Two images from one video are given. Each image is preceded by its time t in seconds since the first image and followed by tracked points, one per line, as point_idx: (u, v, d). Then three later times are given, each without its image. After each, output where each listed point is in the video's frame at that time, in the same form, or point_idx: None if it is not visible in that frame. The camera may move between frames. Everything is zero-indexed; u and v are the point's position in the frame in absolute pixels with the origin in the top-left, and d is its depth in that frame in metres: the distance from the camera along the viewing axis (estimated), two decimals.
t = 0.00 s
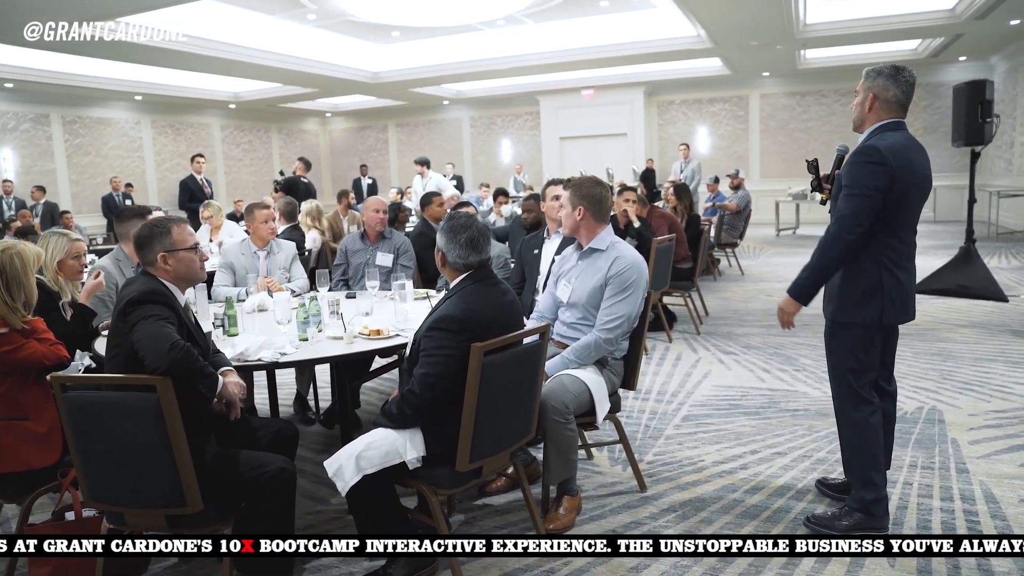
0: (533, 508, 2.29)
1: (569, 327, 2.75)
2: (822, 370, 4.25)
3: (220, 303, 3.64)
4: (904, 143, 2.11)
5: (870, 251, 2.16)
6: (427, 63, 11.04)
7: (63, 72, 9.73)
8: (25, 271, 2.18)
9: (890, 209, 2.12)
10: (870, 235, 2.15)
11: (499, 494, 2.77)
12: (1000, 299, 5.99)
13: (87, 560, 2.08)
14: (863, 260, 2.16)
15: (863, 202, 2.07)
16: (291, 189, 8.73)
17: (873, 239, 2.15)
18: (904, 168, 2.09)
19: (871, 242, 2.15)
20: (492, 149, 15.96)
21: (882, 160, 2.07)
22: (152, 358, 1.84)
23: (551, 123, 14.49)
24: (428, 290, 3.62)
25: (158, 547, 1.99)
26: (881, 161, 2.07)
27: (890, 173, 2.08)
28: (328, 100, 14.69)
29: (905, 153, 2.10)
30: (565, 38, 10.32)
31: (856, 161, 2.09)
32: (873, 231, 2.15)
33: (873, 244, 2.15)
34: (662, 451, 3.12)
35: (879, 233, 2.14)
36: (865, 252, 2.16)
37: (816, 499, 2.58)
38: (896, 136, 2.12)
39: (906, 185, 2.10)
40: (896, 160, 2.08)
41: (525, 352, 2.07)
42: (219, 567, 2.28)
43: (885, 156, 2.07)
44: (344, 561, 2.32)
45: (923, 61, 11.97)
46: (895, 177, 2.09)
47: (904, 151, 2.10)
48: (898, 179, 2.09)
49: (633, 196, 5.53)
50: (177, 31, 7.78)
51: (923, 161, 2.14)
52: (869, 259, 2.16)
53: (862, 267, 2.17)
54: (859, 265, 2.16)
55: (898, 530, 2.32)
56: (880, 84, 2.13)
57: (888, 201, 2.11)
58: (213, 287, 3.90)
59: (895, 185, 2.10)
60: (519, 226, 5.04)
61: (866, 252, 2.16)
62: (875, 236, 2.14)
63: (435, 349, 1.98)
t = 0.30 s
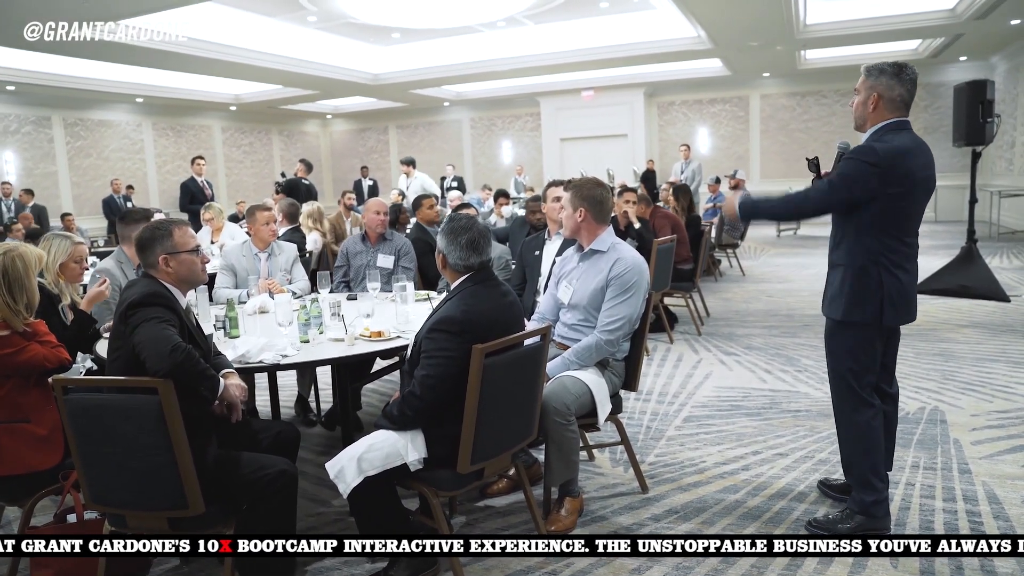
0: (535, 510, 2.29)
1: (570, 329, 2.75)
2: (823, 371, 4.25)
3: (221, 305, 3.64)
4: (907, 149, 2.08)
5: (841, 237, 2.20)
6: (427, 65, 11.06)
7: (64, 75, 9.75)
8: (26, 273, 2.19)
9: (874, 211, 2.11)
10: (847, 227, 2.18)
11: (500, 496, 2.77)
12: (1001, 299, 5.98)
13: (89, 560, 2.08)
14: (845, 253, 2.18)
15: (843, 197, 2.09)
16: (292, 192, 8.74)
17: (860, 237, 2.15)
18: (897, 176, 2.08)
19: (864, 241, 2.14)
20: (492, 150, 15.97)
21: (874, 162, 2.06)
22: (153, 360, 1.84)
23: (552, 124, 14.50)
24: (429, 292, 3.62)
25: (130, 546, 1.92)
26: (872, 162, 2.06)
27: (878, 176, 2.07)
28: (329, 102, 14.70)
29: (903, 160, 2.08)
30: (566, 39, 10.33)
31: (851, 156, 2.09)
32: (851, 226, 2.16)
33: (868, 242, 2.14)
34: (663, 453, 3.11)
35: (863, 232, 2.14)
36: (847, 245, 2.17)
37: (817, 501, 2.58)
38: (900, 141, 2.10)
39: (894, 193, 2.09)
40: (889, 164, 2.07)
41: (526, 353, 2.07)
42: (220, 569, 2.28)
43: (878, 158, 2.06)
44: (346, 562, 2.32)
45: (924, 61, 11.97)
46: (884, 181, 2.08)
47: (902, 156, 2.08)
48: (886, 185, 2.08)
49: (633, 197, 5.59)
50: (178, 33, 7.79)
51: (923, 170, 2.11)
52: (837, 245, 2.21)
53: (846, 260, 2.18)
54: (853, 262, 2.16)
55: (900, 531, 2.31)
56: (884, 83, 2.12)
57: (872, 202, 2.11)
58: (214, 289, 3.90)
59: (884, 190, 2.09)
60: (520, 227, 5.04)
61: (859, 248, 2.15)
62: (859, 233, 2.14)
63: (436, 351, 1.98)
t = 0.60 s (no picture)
0: (536, 511, 2.29)
1: (572, 331, 2.75)
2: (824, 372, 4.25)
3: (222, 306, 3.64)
4: (899, 156, 2.05)
5: (829, 227, 2.22)
6: (428, 67, 11.07)
7: (66, 77, 9.77)
8: (28, 271, 2.20)
9: (854, 207, 2.11)
10: (835, 219, 2.18)
11: (501, 498, 2.77)
12: (1001, 300, 5.98)
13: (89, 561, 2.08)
14: (829, 242, 2.20)
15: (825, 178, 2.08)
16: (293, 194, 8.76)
17: (844, 233, 2.16)
18: (881, 179, 2.06)
19: (849, 237, 2.14)
20: (493, 152, 15.98)
21: (863, 160, 2.05)
22: (155, 362, 1.85)
23: (552, 125, 14.52)
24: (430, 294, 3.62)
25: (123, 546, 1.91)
26: (861, 159, 2.05)
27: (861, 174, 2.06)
28: (329, 104, 14.72)
29: (892, 165, 2.05)
30: (566, 41, 10.35)
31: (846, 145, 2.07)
32: (838, 220, 2.17)
33: (854, 238, 2.14)
34: (664, 454, 3.11)
35: (846, 228, 2.15)
36: (831, 235, 2.20)
37: (818, 502, 2.57)
38: (897, 146, 2.05)
39: (877, 196, 2.07)
40: (876, 166, 2.05)
41: (527, 355, 2.07)
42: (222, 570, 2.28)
43: (868, 157, 2.04)
44: (348, 564, 2.32)
45: (924, 62, 11.98)
46: (867, 181, 2.06)
47: (892, 161, 2.05)
48: (867, 185, 2.07)
49: (633, 199, 5.58)
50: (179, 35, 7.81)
51: (914, 183, 2.07)
52: (826, 234, 2.23)
53: (829, 249, 2.20)
54: (836, 254, 2.18)
55: (901, 532, 2.31)
56: (883, 84, 2.06)
57: (854, 198, 2.10)
58: (216, 290, 3.91)
59: (867, 189, 2.08)
60: (520, 228, 5.05)
61: (843, 242, 2.16)
62: (843, 228, 2.16)
63: (437, 352, 1.98)
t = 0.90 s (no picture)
0: (537, 514, 2.29)
1: (572, 333, 2.76)
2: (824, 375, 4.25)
3: (222, 310, 3.65)
4: (890, 163, 2.04)
5: (827, 235, 2.23)
6: (427, 70, 11.10)
7: (67, 80, 9.79)
8: (13, 267, 2.14)
9: (848, 216, 2.12)
10: (831, 228, 2.20)
11: (501, 501, 2.77)
12: (1001, 303, 5.98)
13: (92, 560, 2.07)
14: (826, 250, 2.22)
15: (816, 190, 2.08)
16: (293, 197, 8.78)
17: (839, 242, 2.17)
18: (872, 188, 2.05)
19: (843, 246, 2.16)
20: (493, 155, 16.01)
21: (853, 169, 2.04)
22: (156, 365, 1.85)
23: (552, 129, 14.55)
24: (430, 297, 3.63)
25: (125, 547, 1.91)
26: (851, 169, 2.04)
27: (852, 184, 2.05)
28: (329, 107, 14.75)
29: (884, 173, 2.04)
30: (566, 44, 10.38)
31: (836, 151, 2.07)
32: (834, 228, 2.18)
33: (848, 247, 2.16)
34: (664, 457, 3.12)
35: (841, 237, 2.16)
36: (828, 244, 2.22)
37: (818, 505, 2.58)
38: (888, 153, 2.04)
39: (868, 203, 2.07)
40: (867, 174, 2.04)
41: (527, 358, 2.07)
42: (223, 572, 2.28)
43: (859, 166, 2.04)
44: (349, 566, 2.33)
45: (923, 65, 12.00)
46: (858, 190, 2.06)
47: (883, 169, 2.04)
48: (859, 194, 2.07)
49: (632, 203, 5.57)
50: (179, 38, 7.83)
51: (907, 189, 2.06)
52: (824, 242, 2.25)
53: (826, 258, 2.23)
54: (832, 264, 2.20)
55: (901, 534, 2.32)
56: (878, 86, 2.06)
57: (847, 208, 2.11)
58: (217, 294, 3.91)
59: (859, 197, 2.07)
60: (520, 231, 5.06)
61: (838, 251, 2.18)
62: (838, 237, 2.17)
63: (437, 356, 1.98)
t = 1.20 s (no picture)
0: (538, 515, 2.29)
1: (572, 335, 2.76)
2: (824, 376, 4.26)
3: (223, 311, 3.65)
4: (892, 165, 2.04)
5: (827, 238, 2.23)
6: (428, 71, 11.11)
7: (68, 82, 9.81)
8: None
9: (849, 218, 2.12)
10: (832, 230, 2.20)
11: (503, 502, 2.77)
12: (1003, 304, 5.97)
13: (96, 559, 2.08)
14: (827, 253, 2.22)
15: (817, 193, 2.08)
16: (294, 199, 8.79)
17: (840, 245, 2.17)
18: (874, 189, 2.06)
19: (845, 248, 2.16)
20: (493, 157, 16.02)
21: (854, 171, 2.05)
22: (162, 366, 1.86)
23: (553, 130, 14.56)
24: (432, 298, 3.63)
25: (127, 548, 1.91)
26: (851, 171, 2.04)
27: (852, 186, 2.06)
28: (330, 108, 14.77)
29: (885, 175, 2.04)
30: (567, 45, 10.39)
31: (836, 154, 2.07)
32: (834, 231, 2.19)
33: (849, 249, 2.16)
34: (666, 458, 3.12)
35: (843, 239, 2.17)
36: (829, 246, 2.22)
37: (819, 506, 2.58)
38: (889, 155, 2.05)
39: (870, 205, 2.07)
40: (868, 176, 2.05)
41: (528, 359, 2.08)
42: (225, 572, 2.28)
43: (859, 168, 2.04)
44: (352, 566, 2.33)
45: (924, 66, 12.00)
46: (859, 192, 2.06)
47: (884, 171, 2.04)
48: (860, 196, 2.07)
49: (632, 204, 5.60)
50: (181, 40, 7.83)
51: (908, 190, 2.07)
52: (825, 244, 2.25)
53: (827, 261, 2.23)
54: (833, 267, 2.20)
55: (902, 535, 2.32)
56: (878, 86, 2.07)
57: (848, 210, 2.11)
58: (218, 295, 3.91)
59: (861, 199, 2.07)
60: (520, 232, 5.08)
61: (839, 254, 2.18)
62: (840, 239, 2.17)
63: (440, 358, 1.99)
